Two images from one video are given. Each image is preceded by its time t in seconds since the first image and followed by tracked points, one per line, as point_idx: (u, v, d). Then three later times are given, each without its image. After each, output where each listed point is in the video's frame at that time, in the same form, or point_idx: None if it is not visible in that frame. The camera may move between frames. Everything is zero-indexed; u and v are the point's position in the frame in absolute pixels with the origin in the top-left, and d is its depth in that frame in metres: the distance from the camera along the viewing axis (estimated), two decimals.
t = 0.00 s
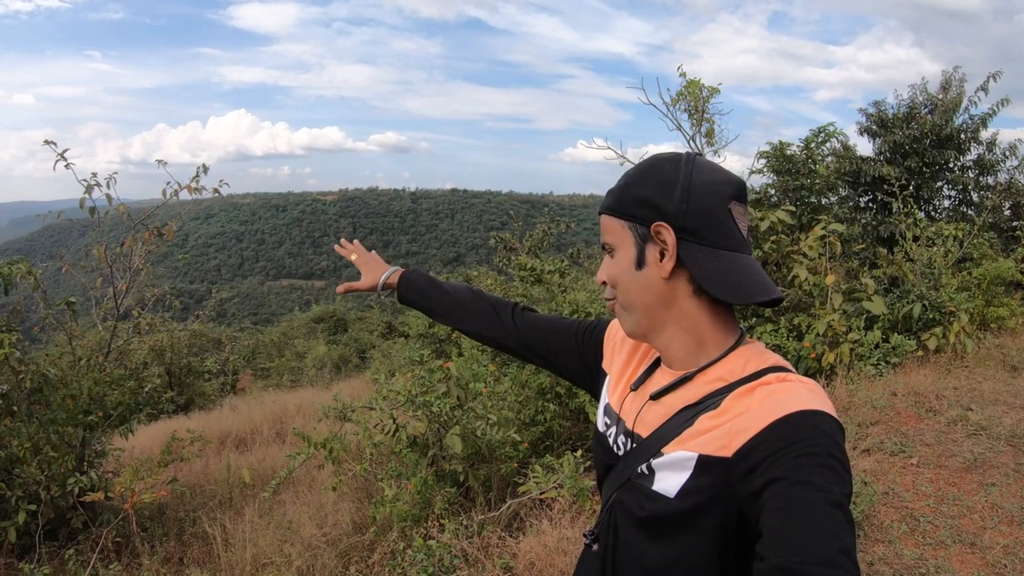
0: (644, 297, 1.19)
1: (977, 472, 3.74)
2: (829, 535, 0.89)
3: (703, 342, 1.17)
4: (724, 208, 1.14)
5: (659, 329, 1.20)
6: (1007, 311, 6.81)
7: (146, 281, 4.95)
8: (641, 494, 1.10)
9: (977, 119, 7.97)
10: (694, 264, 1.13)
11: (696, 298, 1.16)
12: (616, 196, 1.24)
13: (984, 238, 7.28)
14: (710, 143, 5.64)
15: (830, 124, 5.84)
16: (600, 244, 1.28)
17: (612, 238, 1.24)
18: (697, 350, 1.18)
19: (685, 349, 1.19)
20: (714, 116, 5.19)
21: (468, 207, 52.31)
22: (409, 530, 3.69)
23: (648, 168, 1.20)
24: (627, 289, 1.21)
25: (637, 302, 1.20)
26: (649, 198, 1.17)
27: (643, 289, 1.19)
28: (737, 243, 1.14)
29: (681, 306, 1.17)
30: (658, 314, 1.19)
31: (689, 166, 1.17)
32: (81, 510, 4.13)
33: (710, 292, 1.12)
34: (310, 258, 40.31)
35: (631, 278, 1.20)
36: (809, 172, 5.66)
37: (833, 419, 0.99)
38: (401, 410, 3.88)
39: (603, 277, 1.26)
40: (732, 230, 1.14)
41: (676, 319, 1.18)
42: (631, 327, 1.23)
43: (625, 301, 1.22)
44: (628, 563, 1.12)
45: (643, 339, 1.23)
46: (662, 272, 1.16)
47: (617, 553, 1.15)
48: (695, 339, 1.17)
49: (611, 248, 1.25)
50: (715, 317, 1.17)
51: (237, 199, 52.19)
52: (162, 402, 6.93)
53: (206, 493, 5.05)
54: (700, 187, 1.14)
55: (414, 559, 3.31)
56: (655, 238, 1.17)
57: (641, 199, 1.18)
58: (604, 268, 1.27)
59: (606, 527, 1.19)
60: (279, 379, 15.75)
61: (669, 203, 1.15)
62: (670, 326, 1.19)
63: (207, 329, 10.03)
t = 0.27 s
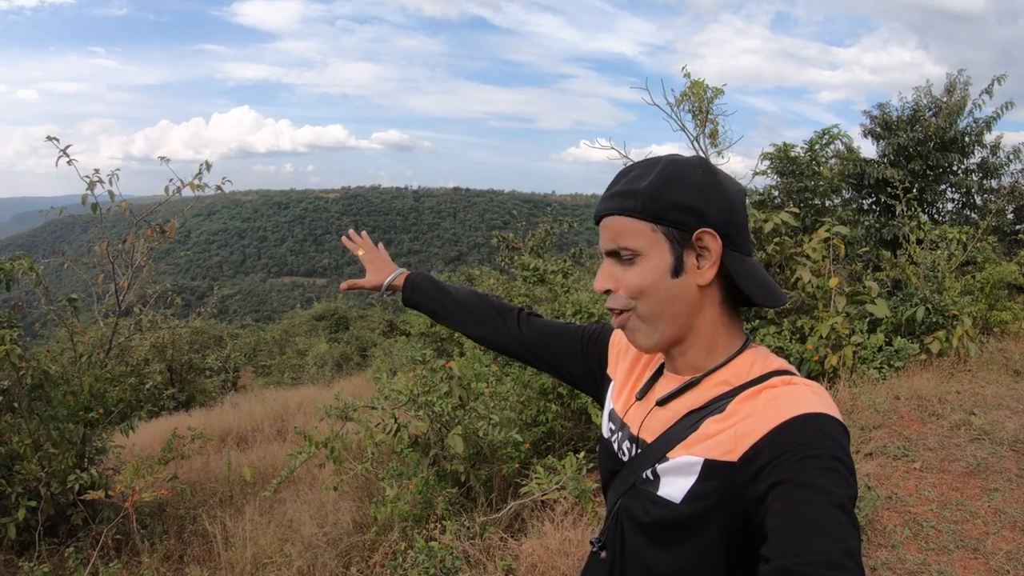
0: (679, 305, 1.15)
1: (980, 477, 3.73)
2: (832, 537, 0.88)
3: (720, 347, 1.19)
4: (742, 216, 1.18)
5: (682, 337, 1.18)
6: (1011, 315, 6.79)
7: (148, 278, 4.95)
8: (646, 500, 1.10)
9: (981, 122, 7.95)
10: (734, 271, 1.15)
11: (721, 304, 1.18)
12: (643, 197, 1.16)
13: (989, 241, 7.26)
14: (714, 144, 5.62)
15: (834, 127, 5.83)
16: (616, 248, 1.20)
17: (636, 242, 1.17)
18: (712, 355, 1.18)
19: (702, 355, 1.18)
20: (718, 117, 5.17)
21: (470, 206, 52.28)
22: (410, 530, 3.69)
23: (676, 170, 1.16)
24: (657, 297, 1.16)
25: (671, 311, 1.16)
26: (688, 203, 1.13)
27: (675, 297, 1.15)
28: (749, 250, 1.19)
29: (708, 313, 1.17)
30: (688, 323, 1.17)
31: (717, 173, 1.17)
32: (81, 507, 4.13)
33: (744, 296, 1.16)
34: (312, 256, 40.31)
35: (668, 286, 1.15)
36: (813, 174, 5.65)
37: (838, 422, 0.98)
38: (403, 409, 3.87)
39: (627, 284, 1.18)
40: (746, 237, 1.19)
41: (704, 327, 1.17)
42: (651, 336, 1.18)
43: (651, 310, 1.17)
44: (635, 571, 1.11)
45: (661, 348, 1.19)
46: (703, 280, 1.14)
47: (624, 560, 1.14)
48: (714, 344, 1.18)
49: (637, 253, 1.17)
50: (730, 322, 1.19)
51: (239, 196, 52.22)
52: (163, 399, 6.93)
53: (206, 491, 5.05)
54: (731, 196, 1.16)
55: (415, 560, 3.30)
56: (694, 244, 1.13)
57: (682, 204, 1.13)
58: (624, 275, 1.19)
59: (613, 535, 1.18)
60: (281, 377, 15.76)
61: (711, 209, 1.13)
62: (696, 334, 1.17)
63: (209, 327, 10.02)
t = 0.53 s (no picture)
0: (717, 311, 1.18)
1: (982, 480, 3.72)
2: (822, 536, 0.87)
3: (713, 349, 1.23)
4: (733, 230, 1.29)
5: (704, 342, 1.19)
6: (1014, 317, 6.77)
7: (149, 275, 4.95)
8: (640, 503, 1.09)
9: (984, 123, 7.93)
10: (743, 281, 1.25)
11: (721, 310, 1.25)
12: (712, 198, 1.14)
13: (991, 243, 7.24)
14: (716, 145, 5.61)
15: (837, 127, 5.81)
16: (679, 246, 1.14)
17: (699, 244, 1.15)
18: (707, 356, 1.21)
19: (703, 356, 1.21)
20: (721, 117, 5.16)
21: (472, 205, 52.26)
22: (410, 529, 3.69)
23: (725, 178, 1.18)
24: (706, 302, 1.16)
25: (711, 317, 1.18)
26: (739, 214, 1.18)
27: (716, 302, 1.18)
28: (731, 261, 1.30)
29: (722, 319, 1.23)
30: (714, 328, 1.20)
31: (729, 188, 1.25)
32: (80, 503, 4.13)
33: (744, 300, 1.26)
34: (314, 253, 40.32)
35: (717, 292, 1.17)
36: (816, 175, 5.63)
37: (827, 419, 0.98)
38: (403, 408, 3.87)
39: (680, 286, 1.15)
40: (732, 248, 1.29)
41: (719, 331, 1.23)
42: (687, 340, 1.17)
43: (696, 314, 1.16)
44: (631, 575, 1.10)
45: (687, 351, 1.18)
46: (734, 288, 1.20)
47: (620, 564, 1.13)
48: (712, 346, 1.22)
49: (693, 256, 1.15)
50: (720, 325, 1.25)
51: (241, 193, 52.25)
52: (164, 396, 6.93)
53: (206, 488, 5.05)
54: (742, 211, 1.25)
55: (415, 560, 3.30)
56: (736, 253, 1.19)
57: (738, 214, 1.17)
58: (677, 276, 1.15)
59: (608, 538, 1.18)
60: (282, 374, 15.76)
61: (747, 223, 1.20)
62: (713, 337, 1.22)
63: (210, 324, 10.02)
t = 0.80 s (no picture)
0: (690, 315, 1.17)
1: (986, 482, 3.70)
2: (816, 537, 0.87)
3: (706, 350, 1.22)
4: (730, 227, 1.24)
5: (682, 343, 1.20)
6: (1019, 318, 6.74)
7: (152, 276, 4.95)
8: (634, 505, 1.08)
9: (988, 123, 7.90)
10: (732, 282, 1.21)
11: (710, 310, 1.23)
12: (679, 204, 1.12)
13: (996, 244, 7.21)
14: (720, 145, 5.59)
15: (841, 127, 5.79)
16: (642, 253, 1.15)
17: (664, 249, 1.15)
18: (698, 358, 1.21)
19: (691, 358, 1.21)
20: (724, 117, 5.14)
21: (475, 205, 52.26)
22: (412, 530, 3.69)
23: (700, 179, 1.15)
24: (675, 307, 1.16)
25: (682, 321, 1.17)
26: (716, 215, 1.14)
27: (691, 305, 1.17)
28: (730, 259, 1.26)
29: (707, 320, 1.22)
30: (692, 330, 1.20)
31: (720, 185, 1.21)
32: (83, 504, 4.13)
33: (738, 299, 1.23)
34: (318, 253, 40.37)
35: (686, 296, 1.16)
36: (820, 175, 5.62)
37: (821, 420, 0.97)
38: (405, 409, 3.87)
39: (645, 292, 1.16)
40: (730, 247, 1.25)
41: (701, 333, 1.21)
42: (658, 343, 1.18)
43: (666, 319, 1.17)
44: None
45: (663, 353, 1.20)
46: (713, 291, 1.18)
47: (615, 567, 1.13)
48: (702, 348, 1.22)
49: (660, 262, 1.15)
50: (713, 327, 1.24)
51: (245, 193, 52.34)
52: (168, 396, 6.94)
53: (209, 488, 5.05)
54: (733, 210, 1.20)
55: (416, 562, 3.29)
56: (716, 255, 1.16)
57: (712, 217, 1.14)
58: (644, 282, 1.16)
59: (603, 541, 1.17)
60: (285, 375, 15.78)
61: (729, 223, 1.16)
62: (693, 340, 1.21)
63: (213, 324, 10.03)
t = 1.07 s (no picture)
0: (644, 313, 1.16)
1: (990, 484, 3.68)
2: (821, 537, 0.87)
3: (698, 346, 1.17)
4: (723, 218, 1.12)
5: (656, 340, 1.19)
6: None
7: (156, 274, 4.97)
8: (635, 501, 1.08)
9: (993, 124, 7.87)
10: (702, 280, 1.12)
11: (699, 306, 1.17)
12: (607, 207, 1.15)
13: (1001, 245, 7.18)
14: (723, 145, 5.59)
15: (846, 128, 5.78)
16: (585, 256, 1.21)
17: (604, 251, 1.18)
18: (689, 355, 1.17)
19: (679, 354, 1.18)
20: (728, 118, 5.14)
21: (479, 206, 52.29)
22: (414, 530, 3.69)
23: (641, 179, 1.13)
24: (624, 305, 1.17)
25: (636, 319, 1.17)
26: (650, 214, 1.11)
27: (643, 306, 1.15)
28: (732, 253, 1.14)
29: (682, 319, 1.16)
30: (657, 328, 1.17)
31: (687, 177, 1.12)
32: (86, 502, 4.16)
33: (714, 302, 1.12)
34: (322, 253, 40.44)
35: (630, 295, 1.15)
36: (824, 176, 5.60)
37: (824, 418, 0.97)
38: (408, 409, 3.87)
39: (595, 291, 1.20)
40: (729, 239, 1.14)
41: (675, 331, 1.17)
42: (624, 337, 1.21)
43: (620, 316, 1.18)
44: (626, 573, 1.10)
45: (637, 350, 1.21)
46: (667, 288, 1.13)
47: (615, 562, 1.13)
48: (691, 345, 1.17)
49: (603, 262, 1.18)
50: (707, 323, 1.17)
51: (249, 193, 52.49)
52: (172, 395, 6.96)
53: (212, 487, 5.07)
54: (705, 201, 1.10)
55: (418, 561, 3.30)
56: (659, 254, 1.12)
57: (642, 216, 1.11)
58: (593, 282, 1.21)
59: (603, 537, 1.17)
60: (289, 374, 15.82)
61: (674, 220, 1.09)
62: (667, 337, 1.18)
63: (218, 323, 10.06)
